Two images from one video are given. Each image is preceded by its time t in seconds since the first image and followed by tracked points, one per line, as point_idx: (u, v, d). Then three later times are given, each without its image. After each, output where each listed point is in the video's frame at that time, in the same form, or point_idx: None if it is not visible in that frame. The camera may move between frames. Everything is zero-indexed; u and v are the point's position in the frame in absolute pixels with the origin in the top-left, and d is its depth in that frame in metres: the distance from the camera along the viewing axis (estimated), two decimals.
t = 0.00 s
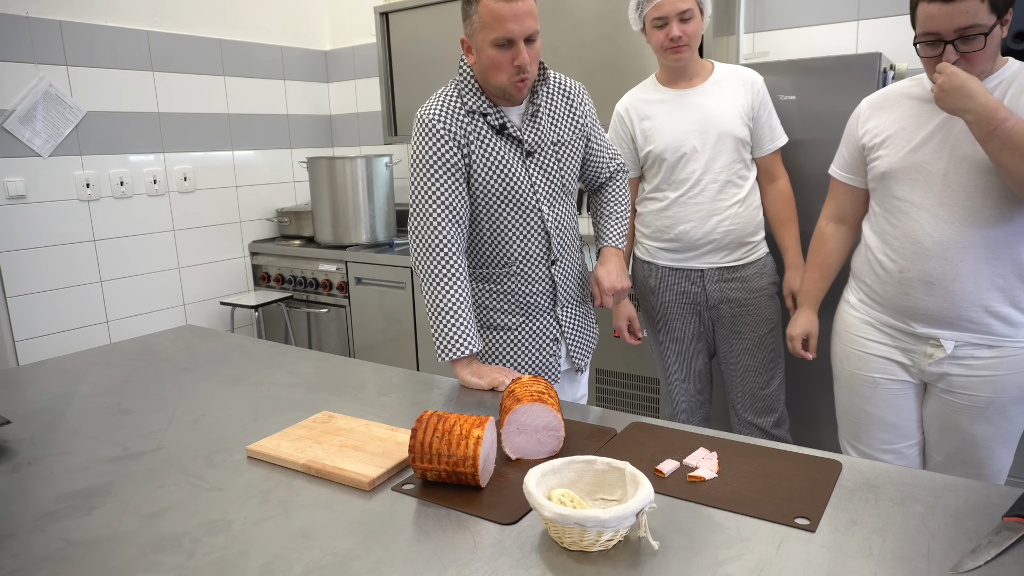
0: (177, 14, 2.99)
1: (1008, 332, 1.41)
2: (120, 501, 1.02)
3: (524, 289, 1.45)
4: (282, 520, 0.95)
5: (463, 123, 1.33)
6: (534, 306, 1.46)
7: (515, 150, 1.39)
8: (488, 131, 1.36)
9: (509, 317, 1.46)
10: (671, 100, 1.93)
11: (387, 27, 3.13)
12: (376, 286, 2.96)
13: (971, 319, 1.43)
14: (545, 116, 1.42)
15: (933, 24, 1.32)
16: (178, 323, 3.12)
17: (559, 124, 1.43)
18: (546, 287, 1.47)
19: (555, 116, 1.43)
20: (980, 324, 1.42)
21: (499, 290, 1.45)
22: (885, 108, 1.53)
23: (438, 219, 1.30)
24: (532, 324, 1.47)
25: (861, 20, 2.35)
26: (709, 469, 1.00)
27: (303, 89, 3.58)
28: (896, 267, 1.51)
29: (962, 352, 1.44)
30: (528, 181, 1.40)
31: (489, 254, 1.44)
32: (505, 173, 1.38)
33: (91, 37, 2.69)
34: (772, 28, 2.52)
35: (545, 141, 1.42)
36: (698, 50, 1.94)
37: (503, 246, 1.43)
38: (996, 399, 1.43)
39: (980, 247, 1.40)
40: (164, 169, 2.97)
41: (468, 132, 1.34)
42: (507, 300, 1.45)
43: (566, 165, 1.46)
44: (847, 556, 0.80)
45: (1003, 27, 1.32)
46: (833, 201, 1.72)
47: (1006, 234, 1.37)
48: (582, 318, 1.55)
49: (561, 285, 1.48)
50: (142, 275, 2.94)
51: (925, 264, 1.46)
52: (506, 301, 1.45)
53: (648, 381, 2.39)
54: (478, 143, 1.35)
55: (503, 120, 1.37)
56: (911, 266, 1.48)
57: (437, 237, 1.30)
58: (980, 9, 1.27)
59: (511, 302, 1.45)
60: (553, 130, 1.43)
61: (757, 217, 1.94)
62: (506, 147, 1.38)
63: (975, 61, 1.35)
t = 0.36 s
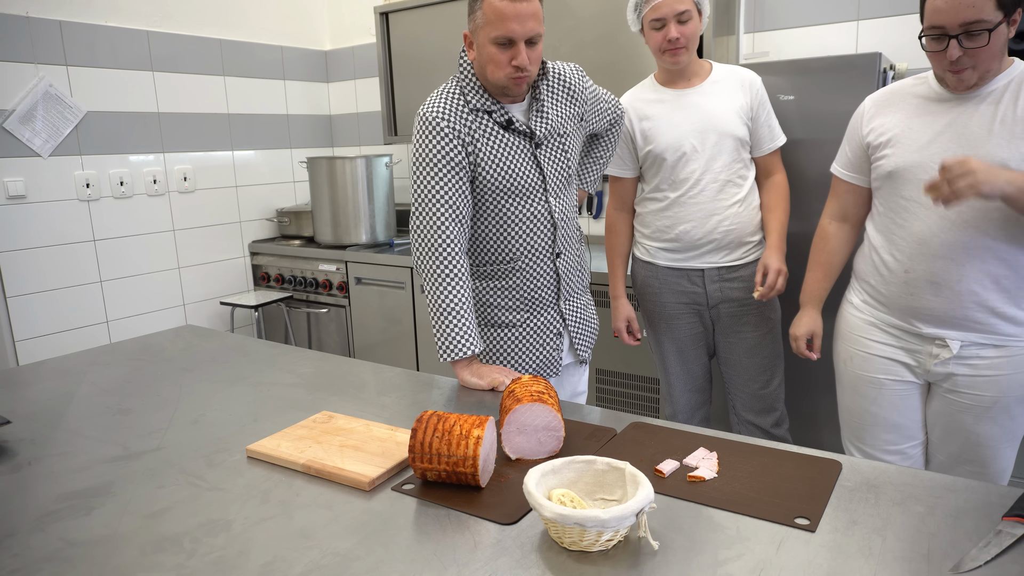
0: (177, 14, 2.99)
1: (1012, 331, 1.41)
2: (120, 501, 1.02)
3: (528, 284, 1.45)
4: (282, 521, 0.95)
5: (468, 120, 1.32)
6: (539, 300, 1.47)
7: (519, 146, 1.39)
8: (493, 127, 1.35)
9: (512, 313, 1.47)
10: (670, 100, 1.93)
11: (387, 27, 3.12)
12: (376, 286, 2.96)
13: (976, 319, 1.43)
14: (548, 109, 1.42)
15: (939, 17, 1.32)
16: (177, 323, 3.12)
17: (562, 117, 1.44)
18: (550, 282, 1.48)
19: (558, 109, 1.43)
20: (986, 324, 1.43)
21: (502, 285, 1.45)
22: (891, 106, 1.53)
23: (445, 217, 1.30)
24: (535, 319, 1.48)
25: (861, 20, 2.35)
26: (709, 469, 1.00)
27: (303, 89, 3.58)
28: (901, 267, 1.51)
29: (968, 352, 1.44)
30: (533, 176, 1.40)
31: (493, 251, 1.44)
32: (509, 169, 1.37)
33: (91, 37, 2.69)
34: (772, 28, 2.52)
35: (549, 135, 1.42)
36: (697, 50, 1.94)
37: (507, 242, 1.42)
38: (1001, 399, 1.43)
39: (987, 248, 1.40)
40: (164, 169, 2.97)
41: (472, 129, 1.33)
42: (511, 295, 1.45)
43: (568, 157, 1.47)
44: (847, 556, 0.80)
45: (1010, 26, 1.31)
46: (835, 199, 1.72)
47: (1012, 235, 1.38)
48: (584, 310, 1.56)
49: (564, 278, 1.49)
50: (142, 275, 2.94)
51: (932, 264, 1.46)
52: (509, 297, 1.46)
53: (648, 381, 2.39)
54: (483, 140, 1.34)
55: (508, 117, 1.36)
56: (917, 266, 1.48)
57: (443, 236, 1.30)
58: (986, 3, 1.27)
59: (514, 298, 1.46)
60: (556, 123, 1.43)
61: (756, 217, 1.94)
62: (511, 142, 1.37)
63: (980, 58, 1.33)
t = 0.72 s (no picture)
0: (177, 14, 2.99)
1: (1007, 332, 1.41)
2: (120, 501, 1.02)
3: (531, 284, 1.45)
4: (282, 521, 0.95)
5: (473, 119, 1.32)
6: (540, 301, 1.47)
7: (525, 146, 1.39)
8: (499, 127, 1.35)
9: (513, 313, 1.47)
10: (670, 100, 1.93)
11: (387, 27, 3.12)
12: (376, 286, 2.96)
13: (970, 319, 1.43)
14: (552, 110, 1.42)
15: (927, 15, 1.34)
16: (177, 323, 3.12)
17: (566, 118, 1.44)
18: (551, 282, 1.48)
19: (563, 110, 1.44)
20: (980, 324, 1.42)
21: (504, 285, 1.45)
22: (889, 106, 1.53)
23: (450, 215, 1.30)
24: (536, 320, 1.48)
25: (861, 20, 2.35)
26: (709, 469, 1.00)
27: (303, 89, 3.58)
28: (897, 266, 1.51)
29: (963, 353, 1.44)
30: (538, 176, 1.41)
31: (495, 252, 1.43)
32: (513, 168, 1.38)
33: (91, 37, 2.70)
34: (772, 27, 2.52)
35: (553, 135, 1.42)
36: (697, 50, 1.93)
37: (510, 243, 1.42)
38: (996, 399, 1.43)
39: (980, 248, 1.40)
40: (164, 169, 2.97)
41: (478, 128, 1.33)
42: (512, 295, 1.45)
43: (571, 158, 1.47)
44: (847, 556, 0.80)
45: (999, 27, 1.32)
46: (834, 199, 1.72)
47: (1006, 235, 1.38)
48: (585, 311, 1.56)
49: (566, 279, 1.49)
50: (142, 275, 2.94)
51: (927, 263, 1.46)
52: (510, 297, 1.46)
53: (648, 381, 2.39)
54: (489, 139, 1.34)
55: (514, 116, 1.37)
56: (912, 266, 1.48)
57: (447, 235, 1.30)
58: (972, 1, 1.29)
59: (516, 298, 1.46)
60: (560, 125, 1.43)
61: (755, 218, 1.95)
62: (515, 141, 1.38)
63: (968, 57, 1.34)
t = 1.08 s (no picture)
0: (177, 14, 2.99)
1: (1005, 330, 1.41)
2: (120, 501, 1.02)
3: (525, 293, 1.45)
4: (282, 521, 0.95)
5: (477, 121, 1.32)
6: (533, 310, 1.47)
7: (527, 154, 1.38)
8: (502, 132, 1.35)
9: (507, 318, 1.46)
10: (671, 100, 1.93)
11: (387, 27, 3.12)
12: (376, 286, 2.96)
13: (968, 317, 1.43)
14: (560, 122, 1.39)
15: (921, 20, 1.35)
16: (177, 323, 3.12)
17: (575, 134, 1.40)
18: (547, 293, 1.47)
19: (573, 125, 1.40)
20: (977, 322, 1.42)
21: (499, 290, 1.45)
22: (888, 105, 1.53)
23: (445, 218, 1.30)
24: (530, 329, 1.48)
25: (861, 20, 2.35)
26: (709, 469, 1.00)
27: (303, 89, 3.58)
28: (895, 264, 1.51)
29: (960, 351, 1.44)
30: (537, 187, 1.39)
31: (492, 255, 1.43)
32: (512, 177, 1.37)
33: (91, 37, 2.69)
34: (772, 27, 2.52)
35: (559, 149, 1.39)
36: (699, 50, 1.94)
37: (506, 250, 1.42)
38: (993, 397, 1.43)
39: (978, 246, 1.40)
40: (164, 169, 2.97)
41: (479, 131, 1.33)
42: (507, 301, 1.45)
43: (577, 176, 1.43)
44: (847, 556, 0.80)
45: (994, 29, 1.33)
46: (834, 199, 1.72)
47: (1003, 233, 1.38)
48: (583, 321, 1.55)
49: (562, 291, 1.48)
50: (142, 275, 2.94)
51: (924, 261, 1.46)
52: (505, 302, 1.46)
53: (648, 381, 2.39)
54: (490, 144, 1.34)
55: (519, 122, 1.36)
56: (910, 264, 1.48)
57: (441, 237, 1.30)
58: (965, 5, 1.29)
59: (511, 304, 1.46)
60: (566, 140, 1.40)
61: (755, 218, 1.95)
62: (517, 149, 1.36)
63: (963, 60, 1.35)
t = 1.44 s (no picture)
0: (177, 14, 2.99)
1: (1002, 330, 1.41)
2: (120, 501, 1.02)
3: (503, 309, 1.44)
4: (282, 521, 0.95)
5: (468, 131, 1.29)
6: (510, 328, 1.46)
7: (514, 174, 1.34)
8: (493, 146, 1.31)
9: (489, 327, 1.47)
10: (671, 100, 1.94)
11: (387, 27, 3.12)
12: (376, 287, 2.96)
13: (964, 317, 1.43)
14: (558, 146, 1.32)
15: (925, 16, 1.35)
16: (177, 323, 3.12)
17: (570, 162, 1.34)
18: (525, 315, 1.45)
19: (570, 152, 1.33)
20: (974, 322, 1.42)
21: (479, 301, 1.45)
22: (888, 105, 1.54)
23: (425, 225, 1.31)
24: (508, 345, 1.48)
25: (861, 20, 2.35)
26: (716, 470, 0.99)
27: (303, 89, 3.58)
28: (892, 263, 1.51)
29: (957, 351, 1.44)
30: (520, 211, 1.35)
31: (475, 266, 1.42)
32: (496, 194, 1.33)
33: (91, 37, 2.69)
34: (772, 28, 2.52)
35: (550, 174, 1.33)
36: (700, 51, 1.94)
37: (487, 265, 1.41)
38: (991, 397, 1.43)
39: (975, 246, 1.40)
40: (164, 170, 2.97)
41: (468, 141, 1.29)
42: (487, 313, 1.45)
43: (568, 205, 1.38)
44: (847, 556, 0.80)
45: (996, 28, 1.32)
46: (836, 197, 1.73)
47: (998, 234, 1.38)
48: (566, 344, 1.51)
49: (541, 316, 1.45)
50: (142, 275, 2.94)
51: (921, 261, 1.46)
52: (486, 314, 1.45)
53: (648, 381, 2.39)
54: (478, 156, 1.31)
55: (512, 138, 1.30)
56: (907, 263, 1.48)
57: (420, 243, 1.33)
58: (968, 3, 1.29)
59: (492, 315, 1.45)
60: (560, 166, 1.34)
61: (756, 218, 1.95)
62: (505, 166, 1.32)
63: (964, 58, 1.35)
